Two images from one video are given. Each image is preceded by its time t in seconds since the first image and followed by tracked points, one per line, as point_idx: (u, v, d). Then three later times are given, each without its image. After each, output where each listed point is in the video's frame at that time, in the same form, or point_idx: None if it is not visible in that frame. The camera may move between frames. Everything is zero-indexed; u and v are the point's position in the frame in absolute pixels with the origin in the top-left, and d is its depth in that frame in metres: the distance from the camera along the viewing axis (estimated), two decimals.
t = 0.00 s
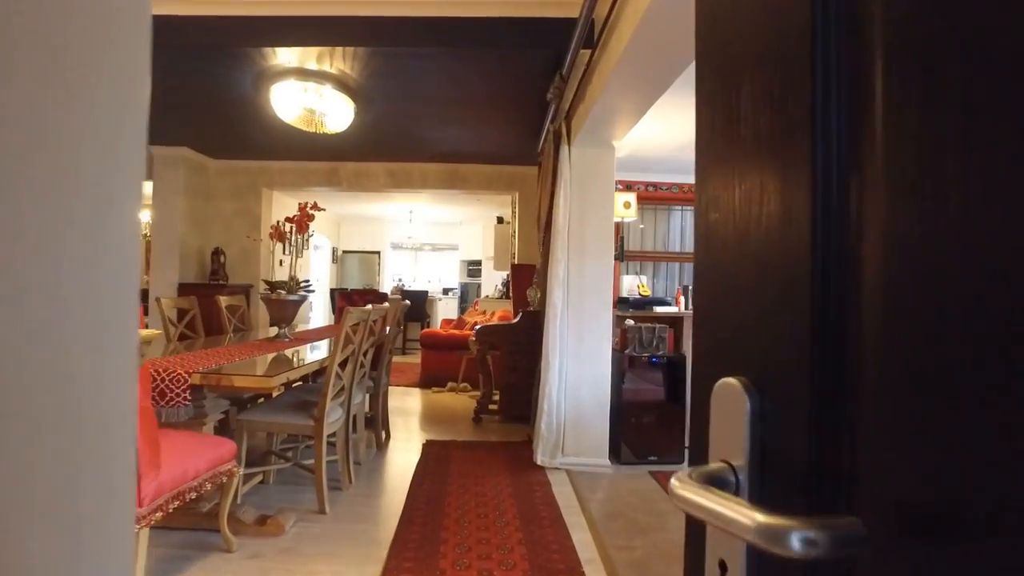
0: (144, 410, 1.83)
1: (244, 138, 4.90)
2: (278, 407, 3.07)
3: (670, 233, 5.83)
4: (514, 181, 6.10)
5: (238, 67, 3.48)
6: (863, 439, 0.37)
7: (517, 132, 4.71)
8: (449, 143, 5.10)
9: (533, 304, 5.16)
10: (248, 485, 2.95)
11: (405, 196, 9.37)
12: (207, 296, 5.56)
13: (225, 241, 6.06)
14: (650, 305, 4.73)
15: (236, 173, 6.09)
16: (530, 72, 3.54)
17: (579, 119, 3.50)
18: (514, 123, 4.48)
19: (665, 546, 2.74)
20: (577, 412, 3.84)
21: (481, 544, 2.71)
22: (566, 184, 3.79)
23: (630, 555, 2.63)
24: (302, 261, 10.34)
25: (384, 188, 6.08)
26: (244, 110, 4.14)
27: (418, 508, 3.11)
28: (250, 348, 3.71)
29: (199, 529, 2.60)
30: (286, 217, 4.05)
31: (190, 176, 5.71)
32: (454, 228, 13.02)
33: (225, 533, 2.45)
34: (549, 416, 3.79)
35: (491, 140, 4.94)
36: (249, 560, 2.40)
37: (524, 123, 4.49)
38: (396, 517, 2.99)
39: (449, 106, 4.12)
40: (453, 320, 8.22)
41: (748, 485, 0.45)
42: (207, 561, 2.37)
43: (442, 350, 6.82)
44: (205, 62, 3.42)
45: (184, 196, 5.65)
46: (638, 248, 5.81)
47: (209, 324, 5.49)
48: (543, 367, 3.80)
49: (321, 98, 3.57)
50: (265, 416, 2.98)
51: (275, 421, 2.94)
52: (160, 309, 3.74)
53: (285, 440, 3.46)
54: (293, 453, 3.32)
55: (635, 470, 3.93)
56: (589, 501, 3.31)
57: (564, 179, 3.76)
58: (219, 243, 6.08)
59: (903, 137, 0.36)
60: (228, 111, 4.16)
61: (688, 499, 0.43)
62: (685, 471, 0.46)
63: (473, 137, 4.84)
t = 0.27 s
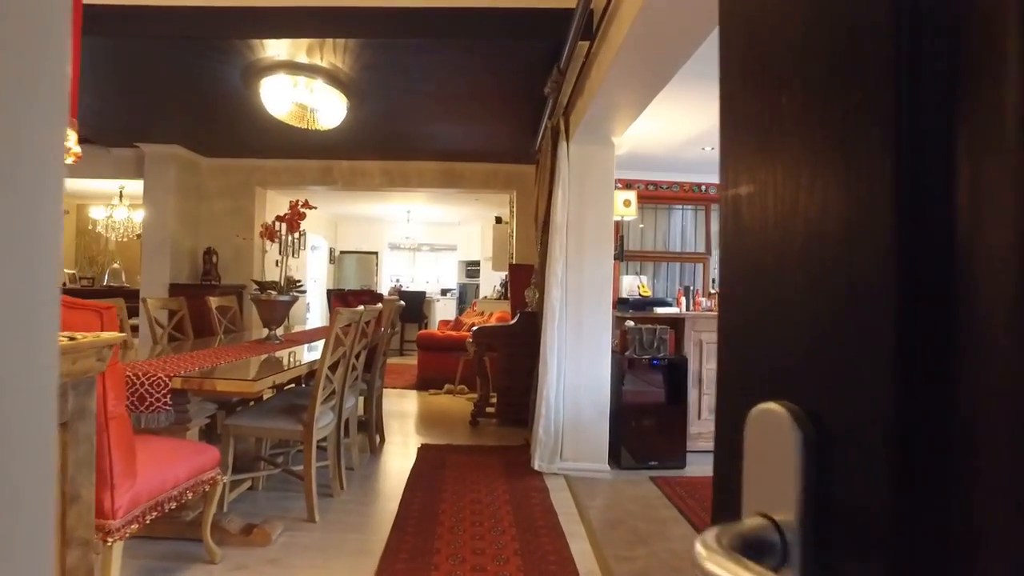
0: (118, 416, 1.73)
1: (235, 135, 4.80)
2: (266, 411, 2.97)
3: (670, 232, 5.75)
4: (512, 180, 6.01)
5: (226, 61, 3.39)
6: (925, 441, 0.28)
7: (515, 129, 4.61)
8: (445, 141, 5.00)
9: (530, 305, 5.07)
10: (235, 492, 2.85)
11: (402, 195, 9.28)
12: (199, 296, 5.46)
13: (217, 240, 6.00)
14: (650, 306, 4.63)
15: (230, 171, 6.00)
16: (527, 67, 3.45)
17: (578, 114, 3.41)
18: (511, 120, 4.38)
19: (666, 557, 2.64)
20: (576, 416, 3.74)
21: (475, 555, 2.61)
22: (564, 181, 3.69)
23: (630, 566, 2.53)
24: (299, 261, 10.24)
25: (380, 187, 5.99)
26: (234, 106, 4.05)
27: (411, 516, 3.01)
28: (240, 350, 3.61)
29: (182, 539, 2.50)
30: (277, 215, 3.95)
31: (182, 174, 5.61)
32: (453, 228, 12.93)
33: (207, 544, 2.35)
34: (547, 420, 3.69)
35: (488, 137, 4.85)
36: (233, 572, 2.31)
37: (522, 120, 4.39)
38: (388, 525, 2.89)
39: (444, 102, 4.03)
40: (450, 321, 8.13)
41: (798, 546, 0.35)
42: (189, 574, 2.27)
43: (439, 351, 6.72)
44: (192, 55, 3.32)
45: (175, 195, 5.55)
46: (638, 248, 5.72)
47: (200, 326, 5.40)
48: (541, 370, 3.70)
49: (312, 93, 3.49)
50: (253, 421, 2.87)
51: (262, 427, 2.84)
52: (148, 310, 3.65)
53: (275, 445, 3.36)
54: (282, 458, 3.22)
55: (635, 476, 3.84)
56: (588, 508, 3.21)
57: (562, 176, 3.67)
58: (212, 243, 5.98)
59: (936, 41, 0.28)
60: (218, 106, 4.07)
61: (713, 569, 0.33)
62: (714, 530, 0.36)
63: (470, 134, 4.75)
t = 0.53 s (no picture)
0: (99, 424, 1.65)
1: (230, 134, 4.73)
2: (260, 417, 2.89)
3: (673, 233, 5.69)
4: (512, 180, 5.93)
5: (219, 57, 3.31)
6: None
7: (515, 128, 4.54)
8: (444, 139, 4.92)
9: (531, 306, 4.99)
10: (227, 500, 2.77)
11: (401, 195, 9.20)
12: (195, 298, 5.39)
13: (212, 240, 5.93)
14: (653, 308, 4.54)
15: (226, 171, 5.92)
16: (528, 63, 3.37)
17: (579, 111, 3.33)
18: (511, 118, 4.31)
19: (671, 568, 2.56)
20: (577, 420, 3.66)
21: (474, 566, 2.51)
22: (565, 180, 3.61)
23: None
24: (297, 262, 10.16)
25: (378, 187, 5.91)
26: (229, 103, 3.97)
27: (408, 524, 2.93)
28: (233, 353, 3.53)
29: (171, 550, 2.42)
30: (272, 215, 3.88)
31: (177, 174, 5.53)
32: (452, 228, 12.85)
33: (196, 552, 2.27)
34: (548, 424, 3.61)
35: (488, 136, 4.77)
36: None
37: (522, 119, 4.32)
38: (385, 535, 2.80)
39: (442, 100, 3.95)
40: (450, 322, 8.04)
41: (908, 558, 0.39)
42: None
43: (438, 353, 6.64)
44: (183, 51, 3.24)
45: (170, 195, 5.47)
46: (640, 249, 5.64)
47: (195, 328, 5.32)
48: (542, 373, 3.63)
49: (307, 90, 3.45)
50: (246, 427, 2.79)
51: (255, 432, 2.76)
52: (139, 312, 3.56)
53: (269, 451, 3.28)
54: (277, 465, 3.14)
55: (638, 481, 3.76)
56: (590, 516, 3.14)
57: (564, 176, 3.59)
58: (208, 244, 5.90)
59: None
60: (212, 104, 3.99)
61: None
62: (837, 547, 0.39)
63: (469, 133, 4.67)
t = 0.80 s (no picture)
0: (83, 434, 1.56)
1: (227, 133, 4.64)
2: (255, 423, 2.81)
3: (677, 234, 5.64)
4: (513, 179, 5.85)
5: (213, 53, 3.23)
6: None
7: (517, 126, 4.46)
8: (445, 138, 4.84)
9: (532, 308, 4.91)
10: (221, 509, 2.68)
11: (400, 196, 9.12)
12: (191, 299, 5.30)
13: (209, 241, 5.85)
14: (658, 310, 4.42)
15: (223, 170, 5.84)
16: (531, 60, 3.30)
17: (583, 108, 3.24)
18: (514, 116, 4.23)
19: None
20: (581, 425, 3.58)
21: None
22: (569, 179, 3.53)
23: None
24: (296, 263, 10.07)
25: (377, 187, 5.83)
26: (224, 101, 3.89)
27: (409, 533, 2.84)
28: (229, 356, 3.44)
29: (162, 562, 2.33)
30: (268, 215, 3.79)
31: (172, 174, 5.45)
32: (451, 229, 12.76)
33: (187, 563, 2.18)
34: (551, 430, 3.53)
35: (490, 135, 4.69)
36: None
37: (524, 117, 4.23)
38: (384, 544, 2.71)
39: (443, 97, 3.87)
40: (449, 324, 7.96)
41: None
42: None
43: (438, 356, 6.56)
44: (176, 47, 3.16)
45: (165, 195, 5.38)
46: (643, 250, 5.58)
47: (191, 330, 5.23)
48: (545, 377, 3.54)
49: (305, 88, 3.40)
50: (240, 433, 2.71)
51: (250, 439, 2.67)
52: (132, 314, 3.48)
53: (265, 457, 3.19)
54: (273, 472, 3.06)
55: (644, 488, 3.68)
56: (595, 524, 3.06)
57: (567, 175, 3.51)
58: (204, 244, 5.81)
59: None
60: (207, 102, 3.91)
61: None
62: None
63: (469, 131, 4.59)
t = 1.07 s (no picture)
0: (65, 449, 1.47)
1: (223, 132, 4.56)
2: (250, 431, 2.72)
3: (681, 236, 5.55)
4: (514, 180, 5.76)
5: (209, 49, 3.14)
6: None
7: (519, 126, 4.37)
8: (445, 138, 4.75)
9: (534, 311, 4.82)
10: (215, 521, 2.59)
11: (399, 196, 9.03)
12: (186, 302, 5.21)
13: (205, 243, 5.76)
14: (663, 314, 4.35)
15: (219, 171, 5.74)
16: (535, 57, 3.21)
17: (589, 106, 3.16)
18: (516, 115, 4.14)
19: None
20: (586, 432, 3.49)
21: None
22: (574, 180, 3.44)
23: None
24: (294, 265, 9.98)
25: (376, 187, 5.74)
26: (220, 99, 3.80)
27: (409, 546, 2.75)
28: (225, 361, 3.35)
29: None
30: (265, 217, 3.70)
31: (167, 174, 5.36)
32: (451, 230, 12.67)
33: None
34: (555, 437, 3.44)
35: (491, 135, 4.60)
36: None
37: (527, 116, 4.15)
38: (384, 558, 2.63)
39: (444, 96, 3.78)
40: (449, 327, 7.86)
41: None
42: None
43: (438, 359, 6.46)
44: (170, 43, 3.07)
45: (160, 195, 5.29)
46: (647, 252, 5.50)
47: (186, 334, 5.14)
48: (548, 383, 3.45)
49: (302, 86, 3.29)
50: (235, 442, 2.62)
51: (245, 449, 2.58)
52: (125, 318, 3.38)
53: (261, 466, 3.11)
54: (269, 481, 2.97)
55: (649, 497, 3.60)
56: (601, 535, 2.97)
57: (572, 176, 3.43)
58: (200, 246, 5.73)
59: None
60: (203, 100, 3.82)
61: None
62: None
63: (470, 131, 4.50)
